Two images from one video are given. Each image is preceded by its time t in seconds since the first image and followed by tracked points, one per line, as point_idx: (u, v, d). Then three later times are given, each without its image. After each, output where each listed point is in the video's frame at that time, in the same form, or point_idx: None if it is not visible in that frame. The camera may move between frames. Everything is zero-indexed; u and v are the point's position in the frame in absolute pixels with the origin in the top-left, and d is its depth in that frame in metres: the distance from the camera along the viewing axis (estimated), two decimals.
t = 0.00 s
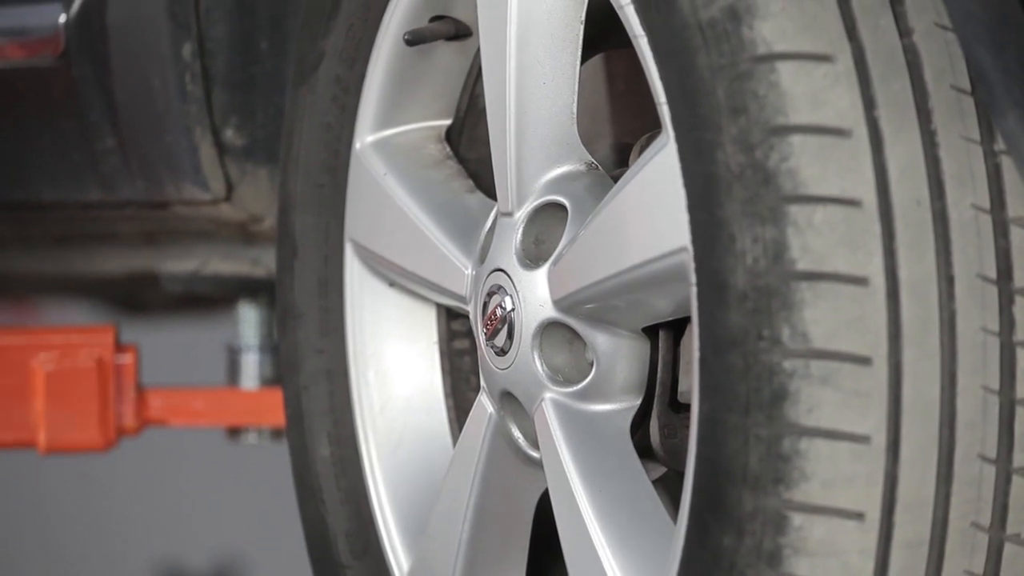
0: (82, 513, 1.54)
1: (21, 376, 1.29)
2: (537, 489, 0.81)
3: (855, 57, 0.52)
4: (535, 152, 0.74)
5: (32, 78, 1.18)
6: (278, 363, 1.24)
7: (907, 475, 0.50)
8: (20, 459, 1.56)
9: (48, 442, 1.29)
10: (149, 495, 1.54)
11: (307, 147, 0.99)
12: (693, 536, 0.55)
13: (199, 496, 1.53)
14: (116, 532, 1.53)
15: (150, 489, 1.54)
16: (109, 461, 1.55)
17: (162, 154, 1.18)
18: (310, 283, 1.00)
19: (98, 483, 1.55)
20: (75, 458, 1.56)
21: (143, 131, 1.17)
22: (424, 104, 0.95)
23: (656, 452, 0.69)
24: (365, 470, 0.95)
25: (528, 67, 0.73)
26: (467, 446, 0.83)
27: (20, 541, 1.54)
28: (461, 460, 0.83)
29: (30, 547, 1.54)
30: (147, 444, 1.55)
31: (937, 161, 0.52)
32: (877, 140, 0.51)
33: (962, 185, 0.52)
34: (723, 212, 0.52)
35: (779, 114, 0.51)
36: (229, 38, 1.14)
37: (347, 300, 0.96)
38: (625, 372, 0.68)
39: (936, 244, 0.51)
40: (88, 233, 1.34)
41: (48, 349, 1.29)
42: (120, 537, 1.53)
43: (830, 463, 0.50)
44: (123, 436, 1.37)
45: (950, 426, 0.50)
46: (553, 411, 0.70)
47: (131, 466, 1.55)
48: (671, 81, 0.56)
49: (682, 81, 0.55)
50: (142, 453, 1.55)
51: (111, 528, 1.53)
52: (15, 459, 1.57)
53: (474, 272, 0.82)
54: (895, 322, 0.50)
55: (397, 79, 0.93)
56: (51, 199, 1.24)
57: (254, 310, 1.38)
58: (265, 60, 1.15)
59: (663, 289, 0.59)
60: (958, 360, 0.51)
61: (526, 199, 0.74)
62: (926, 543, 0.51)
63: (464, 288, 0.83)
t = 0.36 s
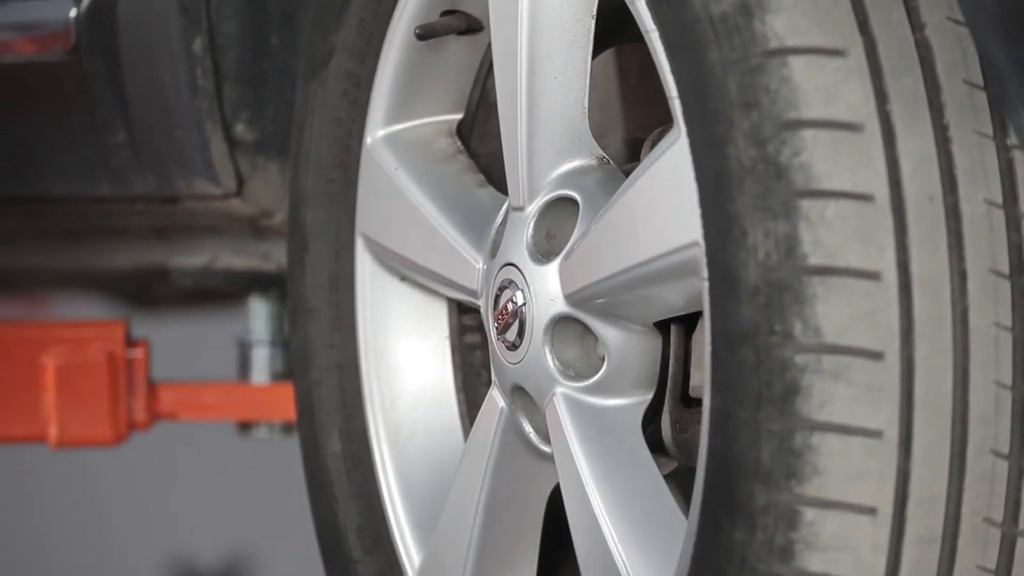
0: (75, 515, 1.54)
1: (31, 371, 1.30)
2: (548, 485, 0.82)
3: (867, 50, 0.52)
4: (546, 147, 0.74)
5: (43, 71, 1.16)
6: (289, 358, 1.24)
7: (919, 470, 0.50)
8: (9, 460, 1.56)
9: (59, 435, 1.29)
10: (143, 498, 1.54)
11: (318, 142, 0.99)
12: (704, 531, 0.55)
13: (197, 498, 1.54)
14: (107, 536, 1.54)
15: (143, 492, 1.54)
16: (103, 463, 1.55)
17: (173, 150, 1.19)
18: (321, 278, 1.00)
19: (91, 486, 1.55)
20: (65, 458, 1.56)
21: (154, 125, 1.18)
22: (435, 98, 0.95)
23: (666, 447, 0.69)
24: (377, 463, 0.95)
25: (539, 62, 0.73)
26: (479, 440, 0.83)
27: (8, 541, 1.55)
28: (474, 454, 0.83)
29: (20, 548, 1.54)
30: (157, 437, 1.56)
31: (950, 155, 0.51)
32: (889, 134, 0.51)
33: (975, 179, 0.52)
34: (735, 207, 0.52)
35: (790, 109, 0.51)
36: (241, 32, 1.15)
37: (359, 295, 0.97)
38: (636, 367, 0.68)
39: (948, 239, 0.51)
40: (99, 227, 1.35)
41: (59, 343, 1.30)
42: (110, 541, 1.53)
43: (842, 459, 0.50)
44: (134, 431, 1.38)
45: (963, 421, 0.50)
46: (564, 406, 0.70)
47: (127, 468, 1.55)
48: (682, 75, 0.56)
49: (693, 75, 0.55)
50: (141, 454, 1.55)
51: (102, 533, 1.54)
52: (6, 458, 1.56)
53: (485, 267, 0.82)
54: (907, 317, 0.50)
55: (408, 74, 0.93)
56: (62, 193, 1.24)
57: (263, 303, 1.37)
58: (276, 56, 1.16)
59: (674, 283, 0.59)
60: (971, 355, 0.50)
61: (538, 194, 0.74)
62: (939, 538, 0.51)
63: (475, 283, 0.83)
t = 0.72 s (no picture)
0: (76, 513, 1.56)
1: (48, 360, 1.31)
2: (565, 477, 0.81)
3: (884, 39, 0.52)
4: (562, 136, 0.74)
5: (55, 61, 1.12)
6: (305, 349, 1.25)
7: (936, 460, 0.50)
8: (6, 461, 1.58)
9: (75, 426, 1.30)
10: (154, 490, 1.55)
11: (333, 131, 1.00)
12: (721, 520, 0.55)
13: (199, 497, 1.55)
14: (106, 534, 1.55)
15: (155, 484, 1.56)
16: (105, 460, 1.56)
17: (189, 140, 1.19)
18: (336, 267, 1.00)
19: (92, 484, 1.56)
20: (64, 455, 1.57)
21: (169, 115, 1.17)
22: (450, 88, 0.95)
23: (683, 438, 0.69)
24: (392, 453, 0.96)
25: (555, 51, 0.73)
26: (495, 428, 0.84)
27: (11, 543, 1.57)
28: (491, 442, 0.84)
29: (23, 550, 1.56)
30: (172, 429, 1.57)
31: (967, 144, 0.51)
32: (906, 123, 0.51)
33: (992, 168, 0.52)
34: (752, 197, 0.52)
35: (807, 98, 0.50)
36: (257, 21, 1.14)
37: (374, 284, 0.97)
38: (653, 356, 0.68)
39: (965, 228, 0.50)
40: (115, 218, 1.36)
41: (74, 333, 1.31)
42: (110, 540, 1.55)
43: (859, 449, 0.49)
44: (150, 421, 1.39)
45: (980, 410, 0.50)
46: (581, 396, 0.71)
47: (130, 465, 1.56)
48: (699, 64, 0.56)
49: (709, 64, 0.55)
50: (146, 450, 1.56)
51: (106, 529, 1.55)
52: (8, 455, 1.57)
53: (501, 256, 0.82)
54: (924, 307, 0.50)
55: (424, 63, 0.93)
56: (79, 181, 1.26)
57: (279, 293, 1.39)
58: (292, 44, 1.17)
59: (690, 273, 0.59)
60: (989, 346, 0.50)
61: (554, 182, 0.74)
62: (956, 528, 0.51)
63: (491, 272, 0.83)
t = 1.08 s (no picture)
0: (80, 504, 1.54)
1: (63, 350, 1.32)
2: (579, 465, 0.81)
3: (900, 29, 0.51)
4: (577, 127, 0.74)
5: (69, 50, 1.14)
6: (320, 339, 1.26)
7: (951, 452, 0.49)
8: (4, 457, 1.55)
9: (89, 416, 1.32)
10: (166, 480, 1.56)
11: (349, 123, 1.01)
12: (735, 511, 0.55)
13: (205, 490, 1.55)
14: (109, 524, 1.53)
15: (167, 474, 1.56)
16: (110, 449, 1.56)
17: (204, 129, 1.20)
18: (351, 257, 1.02)
19: (96, 474, 1.55)
20: (66, 446, 1.56)
21: (184, 105, 1.17)
22: (465, 78, 0.95)
23: (697, 427, 0.69)
24: (407, 442, 0.96)
25: (570, 41, 0.73)
26: (511, 421, 0.83)
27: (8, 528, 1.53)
28: (506, 431, 0.84)
29: (18, 536, 1.53)
30: (185, 420, 1.58)
31: (983, 134, 0.51)
32: (922, 114, 0.50)
33: (1008, 159, 0.51)
34: (767, 187, 0.52)
35: (822, 88, 0.50)
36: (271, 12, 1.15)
37: (390, 273, 0.97)
38: (667, 347, 0.68)
39: (981, 219, 0.50)
40: (128, 207, 1.37)
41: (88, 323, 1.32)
42: (111, 532, 1.53)
43: (874, 439, 0.49)
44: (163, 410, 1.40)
45: (995, 401, 0.50)
46: (597, 387, 0.71)
47: (142, 454, 1.56)
48: (714, 54, 0.55)
49: (725, 55, 0.55)
50: (155, 441, 1.56)
51: (114, 520, 1.54)
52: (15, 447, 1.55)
53: (515, 247, 0.82)
54: (939, 298, 0.49)
55: (438, 53, 0.93)
56: (93, 171, 1.26)
57: (295, 284, 1.40)
58: (307, 35, 1.18)
59: (705, 264, 0.59)
60: (1005, 337, 0.50)
61: (569, 172, 0.74)
62: (971, 519, 0.50)
63: (506, 263, 0.83)
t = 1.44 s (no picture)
0: (89, 501, 1.55)
1: (73, 346, 1.33)
2: (587, 463, 0.81)
3: (908, 25, 0.51)
4: (586, 123, 0.74)
5: (80, 45, 1.16)
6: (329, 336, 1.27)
7: (959, 447, 0.49)
8: (11, 453, 1.56)
9: (98, 412, 1.32)
10: (175, 477, 1.57)
11: (359, 119, 1.02)
12: (743, 507, 0.55)
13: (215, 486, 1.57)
14: (113, 517, 1.55)
15: (177, 471, 1.57)
16: (117, 445, 1.56)
17: (212, 124, 1.20)
18: (360, 253, 1.03)
19: (104, 470, 1.56)
20: (74, 443, 1.57)
21: (193, 100, 1.17)
22: (472, 73, 0.95)
23: (705, 423, 0.69)
24: (416, 438, 0.97)
25: (578, 36, 0.73)
26: (519, 415, 0.84)
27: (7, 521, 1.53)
28: (515, 427, 0.84)
29: (22, 532, 1.53)
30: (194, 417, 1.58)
31: (991, 129, 0.51)
32: (930, 109, 0.50)
33: (1017, 154, 0.51)
34: (775, 182, 0.52)
35: (831, 83, 0.50)
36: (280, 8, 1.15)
37: (398, 268, 0.98)
38: (676, 343, 0.68)
39: (990, 214, 0.50)
40: (136, 202, 1.37)
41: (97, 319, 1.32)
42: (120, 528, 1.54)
43: (883, 435, 0.49)
44: (172, 406, 1.41)
45: (1004, 396, 0.50)
46: (606, 382, 0.71)
47: (150, 450, 1.57)
48: (722, 50, 0.55)
49: (732, 50, 0.55)
50: (165, 438, 1.57)
51: (123, 517, 1.55)
52: (24, 443, 1.56)
53: (523, 243, 0.82)
54: (947, 293, 0.49)
55: (446, 49, 0.93)
56: (100, 168, 1.25)
57: (303, 279, 1.40)
58: (316, 30, 1.18)
59: (713, 260, 0.59)
60: (1014, 332, 0.50)
61: (577, 168, 0.74)
62: (980, 514, 0.50)
63: (514, 258, 0.84)
